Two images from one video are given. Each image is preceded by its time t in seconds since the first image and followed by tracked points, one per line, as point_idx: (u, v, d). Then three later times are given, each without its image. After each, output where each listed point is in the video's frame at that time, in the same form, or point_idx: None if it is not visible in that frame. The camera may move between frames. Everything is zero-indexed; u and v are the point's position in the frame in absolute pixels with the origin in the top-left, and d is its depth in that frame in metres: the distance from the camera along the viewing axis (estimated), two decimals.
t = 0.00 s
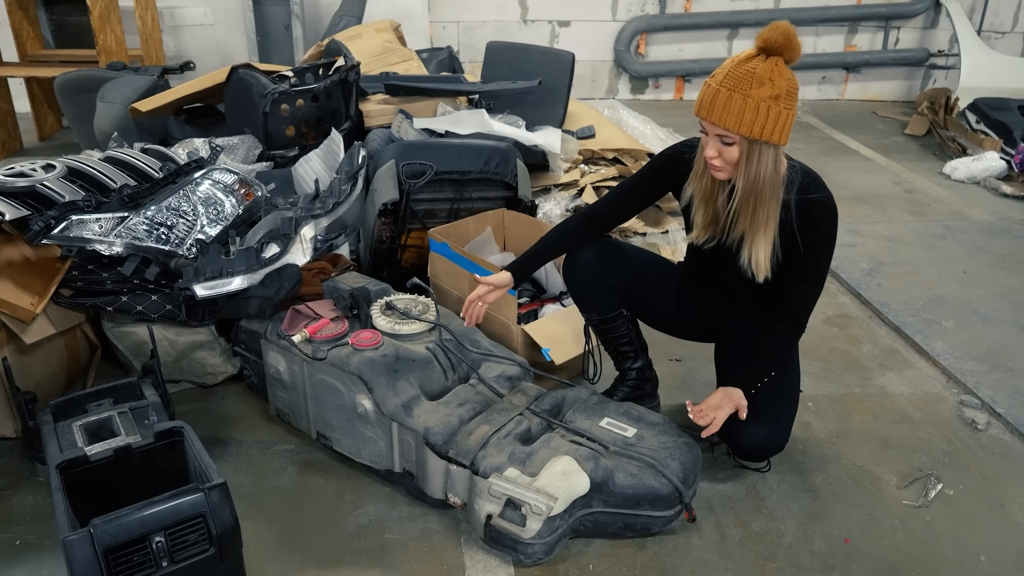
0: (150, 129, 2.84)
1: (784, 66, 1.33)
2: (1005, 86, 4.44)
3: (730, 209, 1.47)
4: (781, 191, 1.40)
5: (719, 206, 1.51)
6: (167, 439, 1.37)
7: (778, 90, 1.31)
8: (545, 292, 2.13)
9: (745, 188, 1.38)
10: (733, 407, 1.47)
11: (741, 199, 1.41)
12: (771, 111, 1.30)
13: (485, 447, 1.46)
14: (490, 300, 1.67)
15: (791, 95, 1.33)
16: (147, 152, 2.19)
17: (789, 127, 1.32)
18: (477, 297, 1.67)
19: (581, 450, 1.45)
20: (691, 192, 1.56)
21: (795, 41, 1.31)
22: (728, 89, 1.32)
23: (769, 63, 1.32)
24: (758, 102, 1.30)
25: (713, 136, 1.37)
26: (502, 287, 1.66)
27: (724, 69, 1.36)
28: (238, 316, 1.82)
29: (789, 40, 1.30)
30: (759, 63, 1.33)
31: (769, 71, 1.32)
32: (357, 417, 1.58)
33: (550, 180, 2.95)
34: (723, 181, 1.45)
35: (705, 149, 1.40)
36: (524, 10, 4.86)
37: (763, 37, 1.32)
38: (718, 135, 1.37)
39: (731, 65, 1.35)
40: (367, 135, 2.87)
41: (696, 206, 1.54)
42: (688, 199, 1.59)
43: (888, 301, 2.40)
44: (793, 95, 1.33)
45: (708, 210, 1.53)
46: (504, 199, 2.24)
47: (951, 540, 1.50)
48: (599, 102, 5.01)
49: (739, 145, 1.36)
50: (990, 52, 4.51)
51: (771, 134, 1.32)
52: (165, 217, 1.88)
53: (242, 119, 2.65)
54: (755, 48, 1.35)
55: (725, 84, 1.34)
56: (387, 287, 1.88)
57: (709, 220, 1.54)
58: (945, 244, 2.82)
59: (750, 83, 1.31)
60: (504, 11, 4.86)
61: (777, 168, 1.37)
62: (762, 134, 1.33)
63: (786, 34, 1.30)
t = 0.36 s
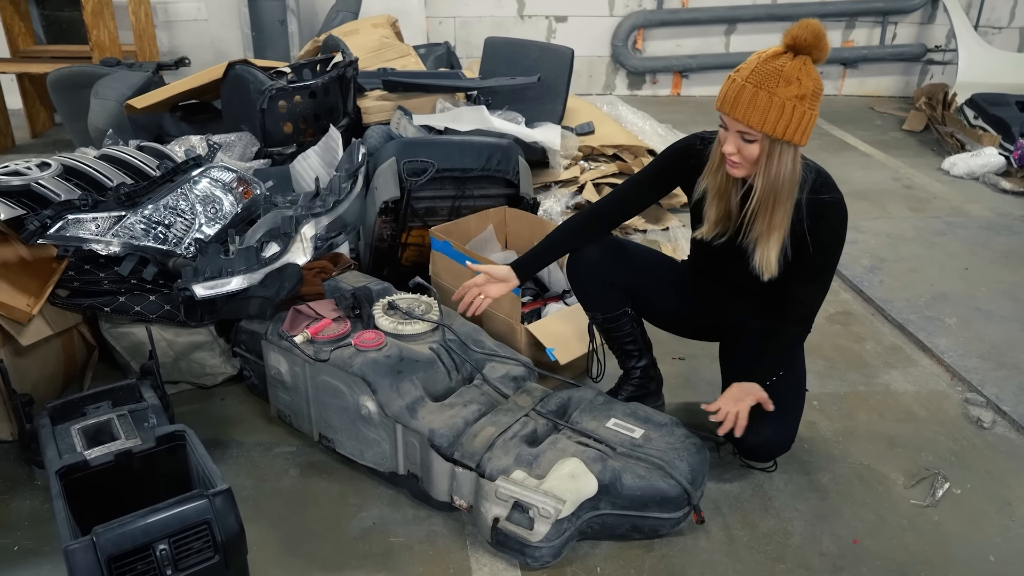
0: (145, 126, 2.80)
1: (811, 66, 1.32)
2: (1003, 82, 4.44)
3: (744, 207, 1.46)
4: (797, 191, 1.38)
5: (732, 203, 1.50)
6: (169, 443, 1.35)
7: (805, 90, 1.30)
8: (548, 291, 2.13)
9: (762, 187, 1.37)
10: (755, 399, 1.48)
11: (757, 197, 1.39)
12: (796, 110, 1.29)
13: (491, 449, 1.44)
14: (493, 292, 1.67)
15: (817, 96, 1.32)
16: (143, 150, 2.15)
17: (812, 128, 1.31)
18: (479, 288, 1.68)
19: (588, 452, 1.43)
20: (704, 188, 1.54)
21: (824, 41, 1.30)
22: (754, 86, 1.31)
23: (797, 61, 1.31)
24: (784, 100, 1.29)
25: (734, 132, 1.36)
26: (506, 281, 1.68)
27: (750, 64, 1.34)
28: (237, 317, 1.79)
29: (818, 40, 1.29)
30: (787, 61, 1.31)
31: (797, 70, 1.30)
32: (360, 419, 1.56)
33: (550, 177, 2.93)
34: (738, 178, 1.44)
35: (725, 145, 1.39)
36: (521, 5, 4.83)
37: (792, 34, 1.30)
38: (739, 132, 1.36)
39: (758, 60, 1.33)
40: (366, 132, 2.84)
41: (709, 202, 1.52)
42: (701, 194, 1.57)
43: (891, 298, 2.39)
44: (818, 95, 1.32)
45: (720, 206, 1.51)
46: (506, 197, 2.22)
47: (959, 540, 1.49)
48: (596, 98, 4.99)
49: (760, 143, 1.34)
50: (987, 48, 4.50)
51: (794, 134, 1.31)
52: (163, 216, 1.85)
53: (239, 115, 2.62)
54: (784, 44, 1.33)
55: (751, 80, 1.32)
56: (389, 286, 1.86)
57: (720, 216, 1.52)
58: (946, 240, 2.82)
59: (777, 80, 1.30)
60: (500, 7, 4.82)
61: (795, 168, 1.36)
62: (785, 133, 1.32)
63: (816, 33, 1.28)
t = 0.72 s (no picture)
0: (139, 125, 2.77)
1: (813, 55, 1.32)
2: (998, 77, 4.44)
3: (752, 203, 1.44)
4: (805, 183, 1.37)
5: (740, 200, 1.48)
6: (169, 448, 1.33)
7: (809, 78, 1.29)
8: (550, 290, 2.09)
9: (771, 179, 1.35)
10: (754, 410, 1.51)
11: (767, 190, 1.37)
12: (801, 99, 1.28)
13: (495, 451, 1.42)
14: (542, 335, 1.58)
15: (820, 85, 1.31)
16: (138, 148, 2.13)
17: (818, 117, 1.30)
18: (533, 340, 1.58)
19: (592, 453, 1.42)
20: (710, 187, 1.53)
21: (825, 30, 1.29)
22: (758, 76, 1.30)
23: (799, 50, 1.30)
24: (789, 89, 1.28)
25: (740, 124, 1.35)
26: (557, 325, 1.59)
27: (752, 57, 1.34)
28: (236, 319, 1.76)
29: (819, 29, 1.29)
30: (789, 51, 1.31)
31: (800, 59, 1.30)
32: (363, 421, 1.54)
33: (549, 174, 2.91)
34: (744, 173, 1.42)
35: (730, 139, 1.37)
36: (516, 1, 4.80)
37: (792, 24, 1.30)
38: (744, 125, 1.35)
39: (760, 52, 1.33)
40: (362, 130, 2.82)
41: (716, 201, 1.51)
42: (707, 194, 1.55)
43: (891, 294, 2.39)
44: (822, 85, 1.31)
45: (727, 204, 1.50)
46: (505, 195, 2.19)
47: (964, 538, 1.49)
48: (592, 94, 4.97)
49: (767, 134, 1.33)
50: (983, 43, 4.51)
51: (801, 122, 1.30)
52: (159, 216, 1.82)
53: (235, 113, 2.60)
54: (784, 35, 1.33)
55: (755, 71, 1.31)
56: (389, 286, 1.83)
57: (728, 215, 1.51)
58: (944, 236, 2.81)
59: (782, 70, 1.29)
60: (495, 3, 4.79)
61: (803, 160, 1.35)
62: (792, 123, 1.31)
63: (816, 21, 1.28)
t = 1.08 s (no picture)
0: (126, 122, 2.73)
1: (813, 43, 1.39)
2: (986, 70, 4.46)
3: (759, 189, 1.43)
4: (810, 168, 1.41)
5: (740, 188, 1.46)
6: (164, 450, 1.32)
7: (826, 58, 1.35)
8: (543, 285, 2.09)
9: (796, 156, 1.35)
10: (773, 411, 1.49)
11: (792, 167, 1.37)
12: (826, 75, 1.33)
13: (494, 449, 1.41)
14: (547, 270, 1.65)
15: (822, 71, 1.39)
16: (126, 146, 2.09)
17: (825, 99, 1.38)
18: (533, 270, 1.65)
19: (592, 450, 1.41)
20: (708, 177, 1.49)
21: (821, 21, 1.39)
22: (795, 46, 1.31)
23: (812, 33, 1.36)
24: (821, 62, 1.32)
25: (773, 96, 1.33)
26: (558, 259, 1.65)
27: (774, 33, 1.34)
28: (228, 318, 1.75)
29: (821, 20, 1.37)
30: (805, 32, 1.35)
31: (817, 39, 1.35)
32: (359, 420, 1.53)
33: (541, 169, 2.90)
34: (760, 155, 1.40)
35: (762, 113, 1.34)
36: None
37: (802, 10, 1.36)
38: (776, 97, 1.33)
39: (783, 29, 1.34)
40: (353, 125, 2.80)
41: (717, 190, 1.47)
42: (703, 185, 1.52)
43: (884, 287, 2.39)
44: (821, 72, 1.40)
45: (727, 194, 1.47)
46: (499, 190, 2.19)
47: (962, 530, 1.49)
48: (582, 88, 4.96)
49: (798, 108, 1.34)
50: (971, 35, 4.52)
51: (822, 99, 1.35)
52: (149, 214, 1.80)
53: (224, 109, 2.57)
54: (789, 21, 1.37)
55: (789, 42, 1.31)
56: (384, 284, 1.83)
57: (727, 206, 1.49)
58: (936, 229, 2.82)
59: (812, 44, 1.32)
60: None
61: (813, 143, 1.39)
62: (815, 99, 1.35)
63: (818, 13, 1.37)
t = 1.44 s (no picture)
0: (111, 122, 2.70)
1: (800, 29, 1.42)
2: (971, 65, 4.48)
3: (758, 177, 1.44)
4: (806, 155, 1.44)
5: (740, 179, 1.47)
6: (155, 456, 1.30)
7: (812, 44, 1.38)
8: (536, 284, 2.09)
9: (794, 142, 1.38)
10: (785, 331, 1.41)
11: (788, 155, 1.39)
12: (814, 60, 1.36)
13: (489, 451, 1.41)
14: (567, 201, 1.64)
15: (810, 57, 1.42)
16: (112, 147, 2.06)
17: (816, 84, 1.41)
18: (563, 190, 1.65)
19: (588, 450, 1.41)
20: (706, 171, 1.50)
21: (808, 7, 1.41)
22: (781, 34, 1.34)
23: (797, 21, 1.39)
24: (808, 48, 1.35)
25: (763, 85, 1.36)
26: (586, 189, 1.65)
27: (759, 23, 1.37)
28: (219, 321, 1.75)
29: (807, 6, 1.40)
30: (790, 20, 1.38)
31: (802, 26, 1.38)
32: (352, 423, 1.52)
33: (531, 167, 2.89)
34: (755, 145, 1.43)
35: (752, 103, 1.37)
36: None
37: None
38: (765, 86, 1.36)
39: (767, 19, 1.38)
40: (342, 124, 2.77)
41: (716, 183, 1.48)
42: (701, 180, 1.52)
43: (875, 283, 2.40)
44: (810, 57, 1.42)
45: (727, 184, 1.48)
46: (490, 189, 2.18)
47: (955, 525, 1.50)
48: (571, 85, 4.95)
49: (788, 95, 1.37)
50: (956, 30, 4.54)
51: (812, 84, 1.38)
52: (136, 216, 1.76)
53: (211, 109, 2.54)
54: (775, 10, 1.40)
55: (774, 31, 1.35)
56: (375, 285, 1.82)
57: (727, 197, 1.49)
58: (925, 224, 2.84)
59: (797, 31, 1.35)
60: None
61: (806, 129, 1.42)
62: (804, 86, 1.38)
63: None
